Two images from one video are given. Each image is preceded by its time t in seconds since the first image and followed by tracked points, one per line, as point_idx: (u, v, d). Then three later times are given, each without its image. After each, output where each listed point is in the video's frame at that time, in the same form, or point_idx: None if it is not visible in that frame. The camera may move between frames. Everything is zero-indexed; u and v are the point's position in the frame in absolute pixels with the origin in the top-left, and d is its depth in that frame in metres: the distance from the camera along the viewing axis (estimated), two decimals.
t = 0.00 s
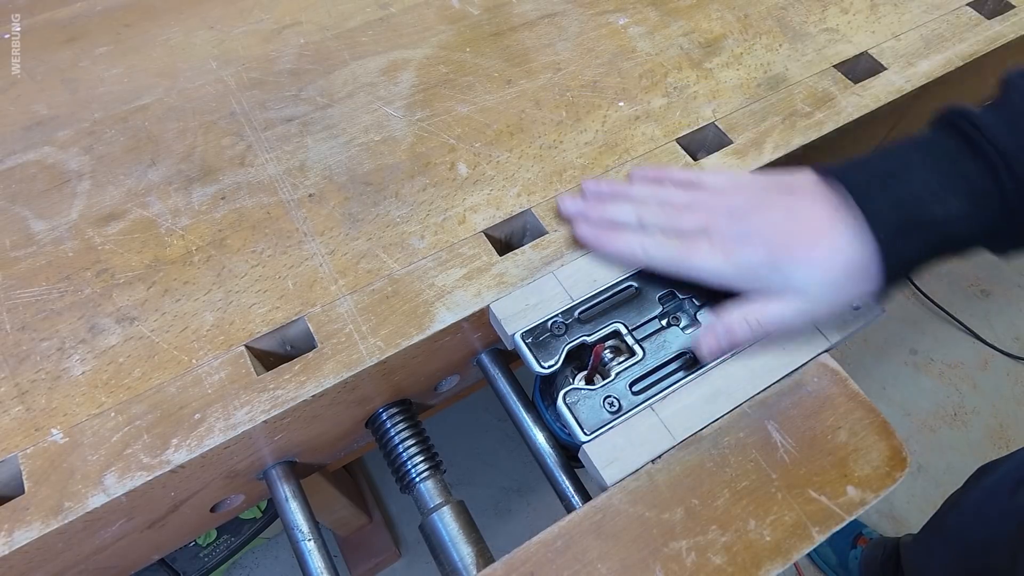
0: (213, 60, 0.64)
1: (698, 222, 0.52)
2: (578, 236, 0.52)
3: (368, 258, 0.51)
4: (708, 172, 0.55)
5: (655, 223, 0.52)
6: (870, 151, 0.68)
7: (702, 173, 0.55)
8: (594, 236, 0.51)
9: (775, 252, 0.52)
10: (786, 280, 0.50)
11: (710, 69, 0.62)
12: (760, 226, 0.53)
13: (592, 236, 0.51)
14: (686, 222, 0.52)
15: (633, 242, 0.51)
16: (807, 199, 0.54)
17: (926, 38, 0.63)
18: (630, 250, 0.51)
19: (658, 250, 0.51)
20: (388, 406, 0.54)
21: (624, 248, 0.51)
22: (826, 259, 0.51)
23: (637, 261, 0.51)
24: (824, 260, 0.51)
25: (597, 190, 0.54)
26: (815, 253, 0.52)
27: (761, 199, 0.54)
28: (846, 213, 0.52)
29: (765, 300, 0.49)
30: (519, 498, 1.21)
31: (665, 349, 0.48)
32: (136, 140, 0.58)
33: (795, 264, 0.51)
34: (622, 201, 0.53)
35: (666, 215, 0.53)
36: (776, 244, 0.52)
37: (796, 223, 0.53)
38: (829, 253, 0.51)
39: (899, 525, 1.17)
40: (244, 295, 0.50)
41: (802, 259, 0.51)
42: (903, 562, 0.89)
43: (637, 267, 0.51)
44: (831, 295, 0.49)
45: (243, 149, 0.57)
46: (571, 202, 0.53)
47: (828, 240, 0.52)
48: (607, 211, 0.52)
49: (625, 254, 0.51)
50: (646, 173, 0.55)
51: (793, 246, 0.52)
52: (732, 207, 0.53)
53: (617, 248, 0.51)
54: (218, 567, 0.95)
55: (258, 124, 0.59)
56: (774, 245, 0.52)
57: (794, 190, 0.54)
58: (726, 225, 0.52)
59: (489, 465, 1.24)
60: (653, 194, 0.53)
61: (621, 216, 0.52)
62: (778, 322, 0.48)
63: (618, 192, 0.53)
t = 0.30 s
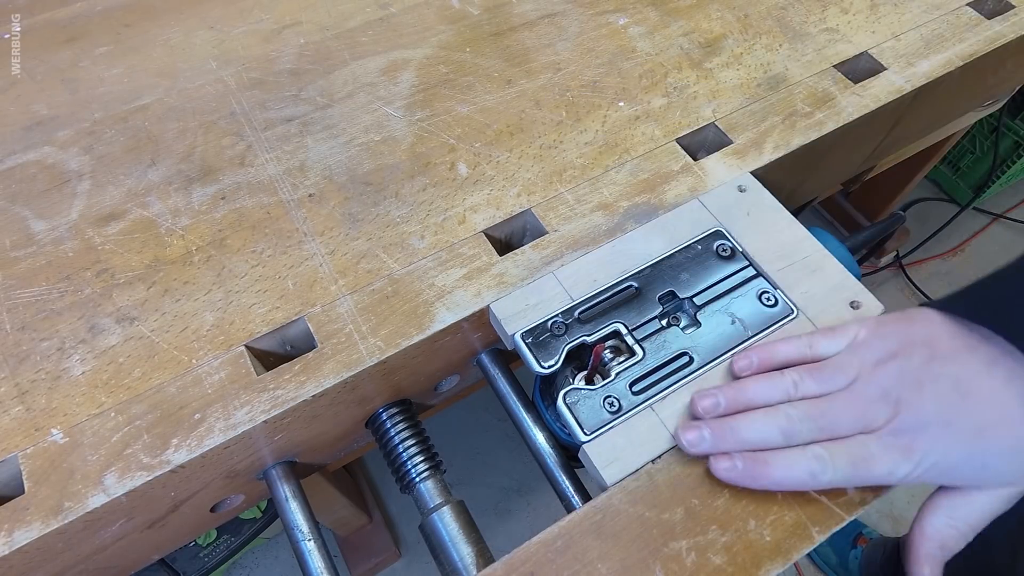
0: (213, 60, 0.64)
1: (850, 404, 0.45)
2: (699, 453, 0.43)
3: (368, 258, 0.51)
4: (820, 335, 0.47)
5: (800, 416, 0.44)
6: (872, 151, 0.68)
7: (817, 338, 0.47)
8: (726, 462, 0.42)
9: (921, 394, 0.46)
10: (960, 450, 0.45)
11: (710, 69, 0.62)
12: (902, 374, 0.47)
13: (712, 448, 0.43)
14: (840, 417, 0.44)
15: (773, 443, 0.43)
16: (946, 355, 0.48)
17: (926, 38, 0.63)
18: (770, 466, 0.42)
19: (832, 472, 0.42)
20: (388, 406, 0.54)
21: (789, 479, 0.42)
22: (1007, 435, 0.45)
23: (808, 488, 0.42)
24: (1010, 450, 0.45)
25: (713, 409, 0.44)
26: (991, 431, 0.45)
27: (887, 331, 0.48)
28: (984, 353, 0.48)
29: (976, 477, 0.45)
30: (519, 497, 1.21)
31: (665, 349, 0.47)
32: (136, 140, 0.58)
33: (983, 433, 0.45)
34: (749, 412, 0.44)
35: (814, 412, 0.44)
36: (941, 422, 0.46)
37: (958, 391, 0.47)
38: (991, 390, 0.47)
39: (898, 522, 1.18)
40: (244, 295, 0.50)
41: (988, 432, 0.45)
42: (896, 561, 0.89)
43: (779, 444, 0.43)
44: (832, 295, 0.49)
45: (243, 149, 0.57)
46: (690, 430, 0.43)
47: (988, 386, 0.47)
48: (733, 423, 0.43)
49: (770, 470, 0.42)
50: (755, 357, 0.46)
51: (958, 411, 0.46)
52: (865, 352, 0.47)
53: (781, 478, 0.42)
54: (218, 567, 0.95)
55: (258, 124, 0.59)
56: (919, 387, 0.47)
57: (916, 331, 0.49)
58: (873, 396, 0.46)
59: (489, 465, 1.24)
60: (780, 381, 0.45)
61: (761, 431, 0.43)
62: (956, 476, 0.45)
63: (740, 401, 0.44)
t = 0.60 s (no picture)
0: (213, 60, 0.64)
1: (771, 461, 0.43)
2: (630, 545, 0.41)
3: (368, 258, 0.51)
4: (727, 385, 0.45)
5: (724, 484, 0.42)
6: (871, 151, 0.68)
7: (724, 390, 0.45)
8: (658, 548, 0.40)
9: (840, 435, 0.44)
10: (892, 487, 0.43)
11: (710, 69, 0.62)
12: (818, 415, 0.45)
13: (642, 537, 0.41)
14: (764, 476, 0.43)
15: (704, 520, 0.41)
16: (860, 383, 0.46)
17: (926, 38, 0.63)
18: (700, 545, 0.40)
19: (768, 538, 0.40)
20: (388, 406, 0.54)
21: (723, 556, 0.40)
22: (934, 463, 0.44)
23: (744, 561, 0.40)
24: (937, 478, 0.43)
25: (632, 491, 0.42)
26: (917, 463, 0.44)
27: (795, 372, 0.46)
28: (899, 376, 0.46)
29: (914, 514, 0.43)
30: (519, 497, 1.21)
31: (665, 349, 0.47)
32: (136, 140, 0.58)
33: (909, 467, 0.43)
34: (674, 488, 0.42)
35: (737, 476, 0.42)
36: (867, 460, 0.44)
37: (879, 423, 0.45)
38: (914, 418, 0.45)
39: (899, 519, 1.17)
40: (244, 295, 0.50)
41: (914, 464, 0.44)
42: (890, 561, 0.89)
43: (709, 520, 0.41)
44: (832, 295, 0.49)
45: (243, 149, 0.57)
46: (617, 522, 0.41)
47: (905, 410, 0.45)
48: (658, 504, 0.41)
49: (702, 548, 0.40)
50: (666, 424, 0.44)
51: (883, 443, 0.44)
52: (777, 397, 0.45)
53: (715, 555, 0.40)
54: (218, 567, 0.95)
55: (258, 124, 0.59)
56: (838, 429, 0.45)
57: (830, 361, 0.46)
58: (793, 445, 0.44)
59: (489, 465, 1.24)
60: (696, 448, 0.43)
61: (687, 509, 0.41)
62: (895, 511, 0.43)
63: (661, 478, 0.42)
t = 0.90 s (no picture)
0: (213, 60, 0.64)
1: (746, 483, 0.43)
2: (601, 569, 0.40)
3: (368, 258, 0.51)
4: (705, 403, 0.45)
5: (697, 507, 0.42)
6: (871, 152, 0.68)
7: (703, 407, 0.45)
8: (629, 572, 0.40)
9: (815, 459, 0.44)
10: (863, 513, 0.43)
11: (710, 69, 0.62)
12: (793, 438, 0.45)
13: (613, 561, 0.40)
14: (738, 498, 0.43)
15: (675, 543, 0.41)
16: (836, 407, 0.46)
17: (926, 38, 0.63)
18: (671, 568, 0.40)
19: (738, 564, 0.41)
20: (388, 406, 0.54)
21: None
22: (907, 490, 0.44)
23: None
24: (909, 506, 0.44)
25: (606, 513, 0.41)
26: (891, 489, 0.44)
27: (773, 392, 0.45)
28: (876, 402, 0.47)
29: (882, 539, 0.44)
30: (519, 498, 1.21)
31: (665, 349, 0.47)
32: (136, 140, 0.58)
33: (883, 493, 0.44)
34: (649, 510, 0.42)
35: (710, 498, 0.42)
36: (841, 484, 0.44)
37: (854, 449, 0.45)
38: (889, 444, 0.45)
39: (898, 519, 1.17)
40: (244, 295, 0.50)
41: (887, 489, 0.44)
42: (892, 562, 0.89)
43: (680, 544, 0.41)
44: (832, 295, 0.49)
45: (243, 149, 0.57)
46: (588, 545, 0.40)
47: (882, 435, 0.45)
48: (633, 527, 0.41)
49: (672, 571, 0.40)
50: (642, 442, 0.43)
51: (856, 470, 0.44)
52: (755, 418, 0.45)
53: None
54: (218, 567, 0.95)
55: (258, 124, 0.59)
56: (813, 452, 0.45)
57: (807, 384, 0.46)
58: (768, 469, 0.44)
59: (489, 465, 1.24)
60: (671, 470, 0.43)
61: (660, 532, 0.41)
62: (865, 537, 0.44)
63: (635, 499, 0.42)
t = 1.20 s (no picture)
0: (213, 60, 0.64)
1: (746, 482, 0.43)
2: (601, 569, 0.40)
3: (368, 258, 0.51)
4: (705, 402, 0.45)
5: (697, 507, 0.42)
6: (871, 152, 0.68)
7: (703, 407, 0.45)
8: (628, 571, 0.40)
9: (815, 459, 0.44)
10: (863, 512, 0.43)
11: (710, 69, 0.62)
12: (793, 438, 0.45)
13: (613, 561, 0.40)
14: (738, 498, 0.43)
15: (674, 543, 0.41)
16: (836, 406, 0.46)
17: (926, 38, 0.63)
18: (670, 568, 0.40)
19: (738, 564, 0.41)
20: (388, 406, 0.54)
21: None
22: (907, 489, 0.44)
23: None
24: (909, 505, 0.44)
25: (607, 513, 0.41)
26: (891, 489, 0.44)
27: (773, 392, 0.45)
28: (876, 402, 0.47)
29: (883, 539, 0.44)
30: (519, 497, 1.21)
31: (665, 349, 0.47)
32: (136, 140, 0.58)
33: (883, 492, 0.44)
34: (649, 510, 0.42)
35: (710, 497, 0.42)
36: (842, 484, 0.44)
37: (854, 449, 0.45)
38: (889, 443, 0.45)
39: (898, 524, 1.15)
40: (244, 295, 0.50)
41: (887, 488, 0.44)
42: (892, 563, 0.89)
43: (680, 544, 0.41)
44: (833, 295, 0.49)
45: (243, 149, 0.57)
46: (588, 545, 0.40)
47: (883, 435, 0.45)
48: (632, 527, 0.41)
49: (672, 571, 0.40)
50: (642, 442, 0.43)
51: (856, 469, 0.44)
52: (754, 418, 0.45)
53: None
54: (218, 567, 0.95)
55: (258, 124, 0.59)
56: (813, 452, 0.45)
57: (807, 383, 0.46)
58: (767, 468, 0.44)
59: (489, 465, 1.24)
60: (671, 469, 0.43)
61: (660, 531, 0.41)
62: (866, 537, 0.44)
63: (635, 499, 0.42)
